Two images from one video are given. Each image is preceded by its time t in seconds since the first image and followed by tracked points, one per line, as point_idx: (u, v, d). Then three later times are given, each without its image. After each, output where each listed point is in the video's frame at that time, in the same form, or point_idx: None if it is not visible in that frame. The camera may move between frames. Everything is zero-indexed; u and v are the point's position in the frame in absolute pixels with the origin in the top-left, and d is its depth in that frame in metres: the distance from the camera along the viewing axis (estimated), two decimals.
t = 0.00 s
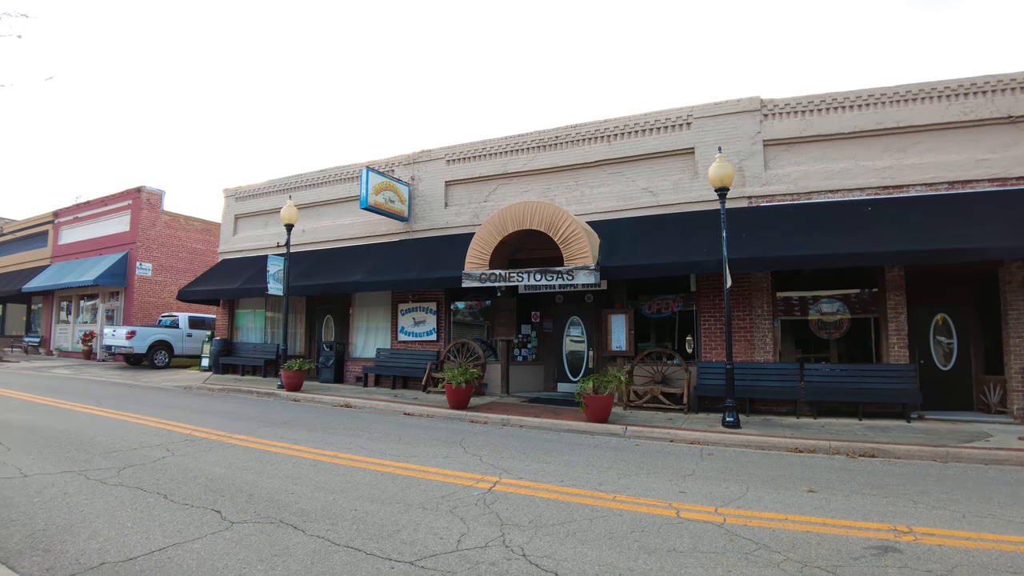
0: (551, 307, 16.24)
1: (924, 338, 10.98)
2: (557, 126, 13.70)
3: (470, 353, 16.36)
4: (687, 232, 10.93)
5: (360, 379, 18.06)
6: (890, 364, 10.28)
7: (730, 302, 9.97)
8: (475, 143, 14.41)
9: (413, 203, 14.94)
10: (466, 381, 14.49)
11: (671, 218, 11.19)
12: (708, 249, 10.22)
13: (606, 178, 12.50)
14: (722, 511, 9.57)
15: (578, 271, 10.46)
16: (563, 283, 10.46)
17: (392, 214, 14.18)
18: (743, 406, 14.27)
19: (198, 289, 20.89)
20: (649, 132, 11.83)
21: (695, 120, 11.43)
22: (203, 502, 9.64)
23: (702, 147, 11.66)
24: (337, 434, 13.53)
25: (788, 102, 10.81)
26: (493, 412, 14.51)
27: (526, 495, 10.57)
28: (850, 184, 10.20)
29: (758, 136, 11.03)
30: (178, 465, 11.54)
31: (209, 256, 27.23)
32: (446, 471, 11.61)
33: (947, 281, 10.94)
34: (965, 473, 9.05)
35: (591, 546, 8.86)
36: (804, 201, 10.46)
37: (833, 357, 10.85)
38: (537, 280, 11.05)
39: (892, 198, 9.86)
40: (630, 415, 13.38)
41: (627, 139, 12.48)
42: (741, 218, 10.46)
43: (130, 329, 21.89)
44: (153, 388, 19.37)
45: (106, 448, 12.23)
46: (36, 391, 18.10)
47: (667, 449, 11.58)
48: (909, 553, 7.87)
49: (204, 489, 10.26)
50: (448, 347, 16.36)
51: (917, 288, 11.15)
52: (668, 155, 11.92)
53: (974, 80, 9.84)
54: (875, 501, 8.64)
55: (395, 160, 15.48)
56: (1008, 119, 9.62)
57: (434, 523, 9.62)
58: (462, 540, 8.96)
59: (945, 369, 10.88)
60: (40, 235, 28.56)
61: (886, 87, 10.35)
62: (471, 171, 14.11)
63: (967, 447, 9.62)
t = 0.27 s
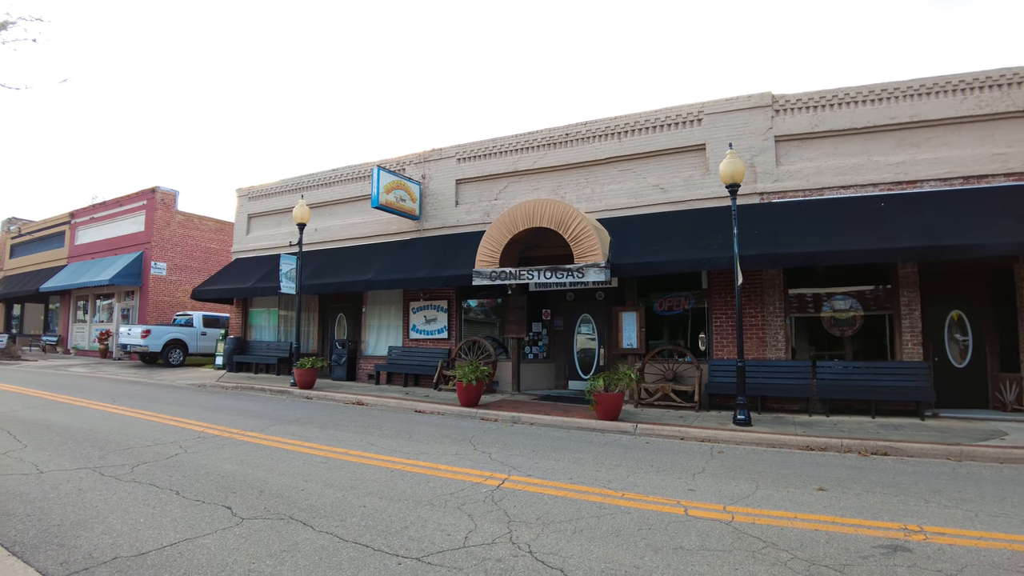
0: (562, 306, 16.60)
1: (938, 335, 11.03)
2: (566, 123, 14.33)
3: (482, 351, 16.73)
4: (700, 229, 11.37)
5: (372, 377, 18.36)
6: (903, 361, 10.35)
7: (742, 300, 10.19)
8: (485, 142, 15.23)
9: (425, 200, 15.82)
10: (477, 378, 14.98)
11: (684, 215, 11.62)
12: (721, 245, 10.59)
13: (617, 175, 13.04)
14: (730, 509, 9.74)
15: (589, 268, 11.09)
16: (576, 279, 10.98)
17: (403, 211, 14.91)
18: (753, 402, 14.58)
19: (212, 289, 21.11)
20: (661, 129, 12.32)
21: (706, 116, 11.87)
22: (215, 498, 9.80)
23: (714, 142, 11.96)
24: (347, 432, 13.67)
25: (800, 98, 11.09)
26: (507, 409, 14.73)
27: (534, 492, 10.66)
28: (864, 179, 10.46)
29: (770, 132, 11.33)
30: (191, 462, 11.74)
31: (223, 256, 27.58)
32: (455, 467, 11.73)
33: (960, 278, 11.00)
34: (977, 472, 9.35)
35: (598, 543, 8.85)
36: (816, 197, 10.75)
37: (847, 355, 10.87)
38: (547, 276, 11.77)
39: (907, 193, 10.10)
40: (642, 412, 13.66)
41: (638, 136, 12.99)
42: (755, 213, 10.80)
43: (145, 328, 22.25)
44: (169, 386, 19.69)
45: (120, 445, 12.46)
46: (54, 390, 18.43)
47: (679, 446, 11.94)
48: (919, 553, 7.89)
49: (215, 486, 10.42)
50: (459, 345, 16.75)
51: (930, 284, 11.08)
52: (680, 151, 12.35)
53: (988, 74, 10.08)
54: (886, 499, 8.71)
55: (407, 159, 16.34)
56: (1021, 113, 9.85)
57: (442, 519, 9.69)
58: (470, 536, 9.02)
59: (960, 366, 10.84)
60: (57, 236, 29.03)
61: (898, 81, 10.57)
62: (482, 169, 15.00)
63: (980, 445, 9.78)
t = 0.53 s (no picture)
0: (566, 304, 16.89)
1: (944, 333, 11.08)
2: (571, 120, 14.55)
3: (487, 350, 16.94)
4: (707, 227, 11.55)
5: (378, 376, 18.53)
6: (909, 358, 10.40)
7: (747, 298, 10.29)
8: (489, 140, 15.63)
9: (430, 199, 16.18)
10: (481, 376, 15.14)
11: (690, 212, 11.81)
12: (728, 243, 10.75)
13: (622, 173, 13.22)
14: (730, 507, 9.81)
15: (592, 266, 11.40)
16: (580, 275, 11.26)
17: (408, 209, 15.34)
18: (758, 400, 14.64)
19: (219, 287, 21.29)
20: (666, 126, 12.49)
21: (711, 113, 12.02)
22: (218, 495, 9.90)
23: (719, 140, 12.09)
24: (352, 430, 13.79)
25: (805, 94, 11.17)
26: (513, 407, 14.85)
27: (535, 490, 10.70)
28: (871, 176, 10.52)
29: (775, 129, 11.43)
30: (196, 459, 11.86)
31: (230, 256, 27.81)
32: (458, 465, 11.81)
33: (965, 275, 11.05)
34: (983, 470, 9.42)
35: (598, 541, 8.86)
36: (822, 194, 10.85)
37: (855, 352, 10.96)
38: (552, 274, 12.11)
39: (914, 189, 10.15)
40: (647, 410, 13.79)
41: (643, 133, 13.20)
42: (762, 210, 10.95)
43: (154, 326, 22.48)
44: (177, 384, 19.90)
45: (127, 443, 12.62)
46: (63, 388, 18.65)
47: (684, 444, 12.10)
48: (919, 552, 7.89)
49: (219, 483, 10.53)
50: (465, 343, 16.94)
51: (937, 283, 11.23)
52: (685, 148, 12.53)
53: (995, 69, 10.08)
54: (888, 498, 8.69)
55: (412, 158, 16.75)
56: None
57: (443, 516, 9.74)
58: (469, 533, 9.06)
59: (968, 364, 10.98)
60: (67, 235, 29.35)
61: (905, 78, 10.61)
62: (486, 168, 15.38)
63: (986, 443, 9.83)
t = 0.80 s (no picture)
0: (565, 301, 16.91)
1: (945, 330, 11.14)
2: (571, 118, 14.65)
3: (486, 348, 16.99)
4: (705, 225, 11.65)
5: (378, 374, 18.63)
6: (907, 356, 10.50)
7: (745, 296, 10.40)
8: (489, 138, 15.74)
9: (429, 197, 16.34)
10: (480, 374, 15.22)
11: (689, 210, 11.93)
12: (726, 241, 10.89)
13: (621, 171, 13.34)
14: (722, 504, 9.88)
15: (590, 264, 11.63)
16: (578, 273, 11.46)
17: (408, 207, 15.43)
18: (757, 398, 14.62)
19: (221, 286, 21.41)
20: (666, 124, 12.59)
21: (710, 111, 12.11)
22: (214, 491, 9.99)
23: (718, 137, 12.16)
24: (349, 427, 13.89)
25: (805, 91, 11.23)
26: (511, 405, 14.94)
27: (528, 486, 10.76)
28: (870, 174, 10.56)
29: (774, 126, 11.48)
30: (193, 455, 11.97)
31: (230, 254, 27.92)
32: (453, 461, 11.88)
33: (966, 272, 11.11)
34: (980, 467, 9.50)
35: (588, 537, 8.90)
36: (821, 191, 10.90)
37: (857, 350, 11.01)
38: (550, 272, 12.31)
39: (913, 187, 10.20)
40: (644, 409, 13.90)
41: (641, 131, 13.32)
42: (761, 208, 11.04)
43: (155, 325, 22.63)
44: (178, 382, 20.03)
45: (125, 440, 12.74)
46: (65, 386, 18.81)
47: (680, 442, 12.23)
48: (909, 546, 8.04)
49: (215, 479, 10.62)
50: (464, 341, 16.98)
51: (938, 281, 11.31)
52: (685, 146, 12.62)
53: (995, 66, 10.10)
54: (882, 495, 8.72)
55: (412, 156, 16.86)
56: None
57: (435, 512, 9.81)
58: (461, 528, 9.11)
59: (968, 362, 11.06)
60: (69, 234, 29.54)
61: (905, 74, 10.64)
62: (485, 166, 15.48)
63: (985, 441, 9.93)
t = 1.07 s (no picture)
0: (559, 299, 16.95)
1: (938, 328, 11.24)
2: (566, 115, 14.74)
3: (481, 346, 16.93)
4: (696, 222, 11.73)
5: (373, 371, 18.67)
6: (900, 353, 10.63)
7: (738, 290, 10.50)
8: (484, 136, 15.83)
9: (424, 195, 16.44)
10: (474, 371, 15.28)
11: (680, 208, 12.06)
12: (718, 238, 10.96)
13: (615, 168, 13.45)
14: (707, 500, 9.96)
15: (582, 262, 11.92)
16: (570, 271, 11.66)
17: (403, 205, 15.53)
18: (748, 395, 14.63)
19: (218, 284, 21.49)
20: (658, 122, 12.66)
21: (703, 108, 12.18)
22: (202, 486, 10.07)
23: (710, 134, 12.24)
24: (341, 424, 13.97)
25: (798, 88, 11.28)
26: (504, 402, 15.01)
27: (514, 482, 10.82)
28: (863, 171, 10.59)
29: (767, 123, 11.53)
30: (184, 452, 12.06)
31: (228, 253, 27.99)
32: (441, 458, 11.96)
33: (958, 269, 11.14)
34: (965, 463, 9.52)
35: (569, 532, 8.97)
36: (814, 188, 10.95)
37: (853, 346, 11.13)
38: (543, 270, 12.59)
39: (905, 183, 10.23)
40: (636, 405, 13.95)
41: (634, 129, 13.43)
42: (753, 206, 11.10)
43: (153, 323, 22.74)
44: (174, 379, 20.13)
45: (118, 436, 12.84)
46: (62, 384, 18.93)
47: (670, 439, 12.33)
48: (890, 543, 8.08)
49: (204, 475, 10.71)
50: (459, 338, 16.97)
51: (930, 278, 11.32)
52: (678, 143, 12.69)
53: (989, 63, 10.12)
54: (867, 492, 8.77)
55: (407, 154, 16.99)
56: None
57: (419, 507, 9.88)
58: (444, 523, 9.17)
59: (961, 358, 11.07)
60: (67, 232, 29.63)
61: (899, 71, 10.67)
62: (480, 164, 15.58)
63: (975, 438, 10.04)
